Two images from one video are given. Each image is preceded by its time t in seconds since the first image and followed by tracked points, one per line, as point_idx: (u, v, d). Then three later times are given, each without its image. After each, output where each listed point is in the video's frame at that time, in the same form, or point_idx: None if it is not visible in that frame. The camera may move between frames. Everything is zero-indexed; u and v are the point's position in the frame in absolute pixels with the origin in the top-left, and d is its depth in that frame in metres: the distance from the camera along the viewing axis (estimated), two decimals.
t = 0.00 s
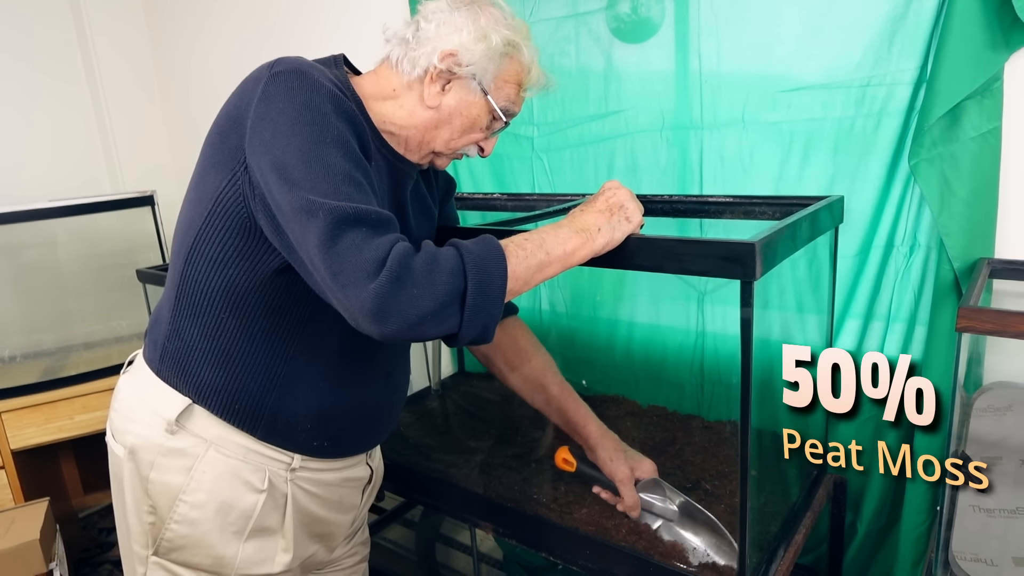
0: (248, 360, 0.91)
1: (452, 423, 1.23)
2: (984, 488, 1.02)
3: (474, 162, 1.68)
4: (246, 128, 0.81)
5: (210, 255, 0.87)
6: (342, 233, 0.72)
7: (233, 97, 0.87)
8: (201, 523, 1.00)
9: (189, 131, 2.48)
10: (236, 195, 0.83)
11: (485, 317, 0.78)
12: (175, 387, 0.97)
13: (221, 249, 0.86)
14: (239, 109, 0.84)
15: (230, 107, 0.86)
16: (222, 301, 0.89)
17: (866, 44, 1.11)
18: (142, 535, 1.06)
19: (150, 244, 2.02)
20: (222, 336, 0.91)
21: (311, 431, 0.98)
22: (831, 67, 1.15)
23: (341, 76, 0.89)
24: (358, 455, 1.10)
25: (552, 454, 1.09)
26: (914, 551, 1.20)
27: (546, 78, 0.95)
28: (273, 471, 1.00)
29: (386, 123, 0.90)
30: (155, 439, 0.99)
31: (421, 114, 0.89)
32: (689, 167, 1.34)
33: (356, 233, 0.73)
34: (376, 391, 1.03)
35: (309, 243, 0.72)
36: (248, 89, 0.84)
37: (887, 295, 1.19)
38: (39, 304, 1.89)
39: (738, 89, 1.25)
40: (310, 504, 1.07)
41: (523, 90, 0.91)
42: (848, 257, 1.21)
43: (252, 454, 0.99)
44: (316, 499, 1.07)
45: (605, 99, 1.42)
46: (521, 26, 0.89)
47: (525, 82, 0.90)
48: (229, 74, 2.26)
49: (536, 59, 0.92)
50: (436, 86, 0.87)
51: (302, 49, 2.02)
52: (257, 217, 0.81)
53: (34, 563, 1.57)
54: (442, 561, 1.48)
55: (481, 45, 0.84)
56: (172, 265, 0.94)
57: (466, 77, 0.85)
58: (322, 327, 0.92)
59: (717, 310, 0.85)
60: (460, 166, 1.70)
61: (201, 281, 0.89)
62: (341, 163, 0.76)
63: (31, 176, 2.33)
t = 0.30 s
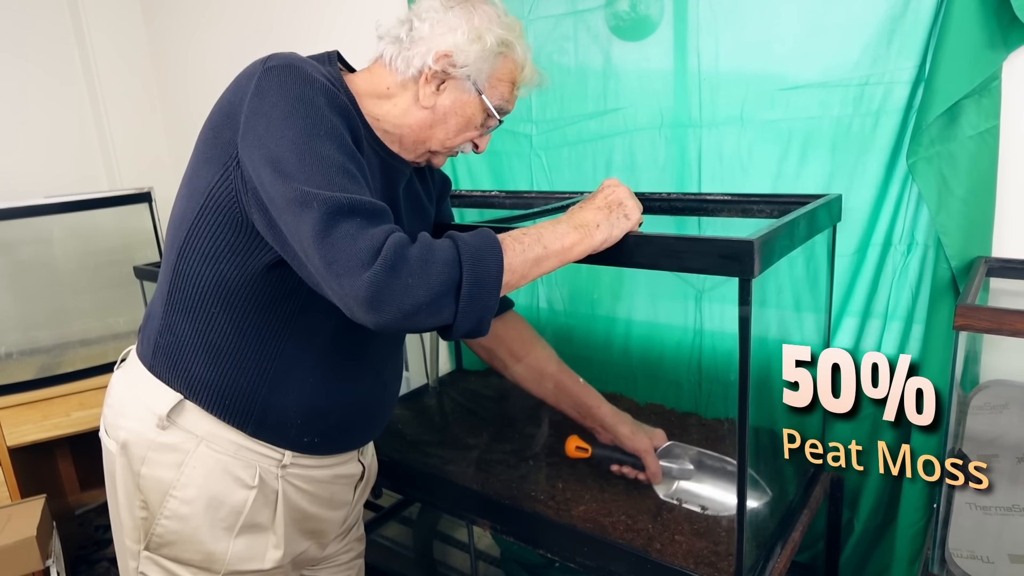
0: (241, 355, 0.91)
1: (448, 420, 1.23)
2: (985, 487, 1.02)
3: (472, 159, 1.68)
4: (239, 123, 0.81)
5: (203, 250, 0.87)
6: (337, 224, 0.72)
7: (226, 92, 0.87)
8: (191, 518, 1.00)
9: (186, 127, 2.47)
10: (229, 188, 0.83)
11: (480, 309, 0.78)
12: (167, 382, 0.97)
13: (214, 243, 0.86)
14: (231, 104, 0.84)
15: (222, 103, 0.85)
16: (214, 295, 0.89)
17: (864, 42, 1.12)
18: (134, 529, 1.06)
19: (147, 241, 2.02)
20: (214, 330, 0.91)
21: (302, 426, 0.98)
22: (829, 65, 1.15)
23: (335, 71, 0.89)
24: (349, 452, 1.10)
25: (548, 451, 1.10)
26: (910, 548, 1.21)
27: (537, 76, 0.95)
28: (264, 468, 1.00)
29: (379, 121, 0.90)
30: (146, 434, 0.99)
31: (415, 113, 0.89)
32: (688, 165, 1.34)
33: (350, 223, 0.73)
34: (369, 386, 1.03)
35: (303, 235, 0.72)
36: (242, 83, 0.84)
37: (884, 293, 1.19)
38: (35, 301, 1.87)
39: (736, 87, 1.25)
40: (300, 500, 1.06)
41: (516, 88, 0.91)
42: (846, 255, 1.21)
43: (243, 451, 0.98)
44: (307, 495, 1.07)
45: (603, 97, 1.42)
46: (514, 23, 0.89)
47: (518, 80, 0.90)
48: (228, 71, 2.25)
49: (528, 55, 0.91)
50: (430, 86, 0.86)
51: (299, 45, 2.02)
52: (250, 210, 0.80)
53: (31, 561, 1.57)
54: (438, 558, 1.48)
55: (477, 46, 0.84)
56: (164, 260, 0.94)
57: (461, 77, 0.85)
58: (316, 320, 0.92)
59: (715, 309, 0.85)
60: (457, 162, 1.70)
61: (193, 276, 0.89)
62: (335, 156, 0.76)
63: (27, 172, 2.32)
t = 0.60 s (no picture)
0: (238, 352, 0.91)
1: (445, 418, 1.23)
2: (986, 487, 1.03)
3: (471, 157, 1.68)
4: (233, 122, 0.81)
5: (199, 249, 0.87)
6: (332, 219, 0.73)
7: (218, 91, 0.87)
8: (188, 516, 1.00)
9: (184, 125, 2.47)
10: (225, 187, 0.83)
11: (476, 304, 0.78)
12: (164, 381, 0.97)
13: (210, 242, 0.86)
14: (225, 104, 0.84)
15: (215, 102, 0.85)
16: (211, 293, 0.89)
17: (863, 41, 1.12)
18: (131, 528, 1.06)
19: (146, 239, 2.02)
20: (211, 328, 0.91)
21: (300, 422, 0.98)
22: (826, 64, 1.16)
23: (325, 70, 0.88)
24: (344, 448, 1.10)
25: (546, 450, 1.12)
26: (907, 545, 1.21)
27: (529, 73, 0.95)
28: (260, 465, 1.00)
29: (371, 120, 0.90)
30: (143, 432, 0.99)
31: (407, 112, 0.89)
32: (686, 164, 1.35)
33: (345, 219, 0.73)
34: (365, 382, 1.03)
35: (299, 231, 0.73)
36: (235, 83, 0.84)
37: (882, 291, 1.20)
38: (34, 301, 1.88)
39: (734, 85, 1.26)
40: (296, 497, 1.07)
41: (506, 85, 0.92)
42: (843, 253, 1.21)
43: (240, 448, 0.99)
44: (303, 492, 1.07)
45: (602, 95, 1.42)
46: (503, 21, 0.89)
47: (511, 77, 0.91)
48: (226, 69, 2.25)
49: (516, 53, 0.92)
50: (422, 86, 0.86)
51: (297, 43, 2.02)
52: (246, 208, 0.81)
53: (30, 559, 1.57)
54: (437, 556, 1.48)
55: (468, 48, 0.84)
56: (159, 260, 0.94)
57: (454, 78, 0.85)
58: (313, 316, 0.92)
59: (713, 307, 0.85)
60: (456, 159, 1.70)
61: (189, 275, 0.89)
62: (330, 153, 0.76)
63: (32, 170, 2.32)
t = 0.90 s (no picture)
0: (237, 349, 0.92)
1: (444, 415, 1.24)
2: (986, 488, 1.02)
3: (470, 155, 1.68)
4: (231, 120, 0.81)
5: (197, 246, 0.87)
6: (328, 214, 0.73)
7: (215, 89, 0.87)
8: (190, 511, 1.00)
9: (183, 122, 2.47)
10: (222, 184, 0.83)
11: (473, 298, 0.78)
12: (163, 378, 0.97)
13: (209, 239, 0.86)
14: (222, 102, 0.84)
15: (211, 100, 0.86)
16: (210, 289, 0.89)
17: (862, 41, 1.12)
18: (132, 524, 1.06)
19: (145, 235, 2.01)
20: (210, 325, 0.91)
21: (301, 416, 0.99)
22: (826, 64, 1.16)
23: (317, 67, 0.88)
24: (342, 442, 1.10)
25: (542, 448, 1.12)
26: (904, 544, 1.22)
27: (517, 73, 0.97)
28: (261, 460, 1.00)
29: (363, 116, 0.90)
30: (143, 429, 0.99)
31: (399, 110, 0.89)
32: (685, 163, 1.35)
33: (341, 213, 0.73)
34: (363, 377, 1.03)
35: (296, 226, 0.73)
36: (231, 80, 0.84)
37: (880, 290, 1.20)
38: (32, 298, 1.88)
39: (733, 85, 1.26)
40: (296, 491, 1.07)
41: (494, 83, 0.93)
42: (841, 253, 1.22)
43: (240, 443, 0.99)
44: (303, 485, 1.07)
45: (601, 94, 1.42)
46: (492, 20, 0.89)
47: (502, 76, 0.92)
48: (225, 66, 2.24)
49: (505, 53, 0.93)
50: (415, 85, 0.86)
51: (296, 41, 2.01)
52: (244, 205, 0.81)
53: (28, 555, 1.58)
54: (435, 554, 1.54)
55: (462, 49, 0.84)
56: (157, 257, 0.94)
57: (446, 78, 0.85)
58: (312, 312, 0.92)
59: (711, 305, 0.86)
60: (456, 157, 1.70)
61: (188, 271, 0.89)
62: (326, 149, 0.77)
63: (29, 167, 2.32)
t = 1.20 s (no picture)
0: (234, 348, 0.91)
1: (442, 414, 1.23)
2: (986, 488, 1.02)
3: (469, 154, 1.68)
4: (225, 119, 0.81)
5: (193, 246, 0.87)
6: (325, 211, 0.72)
7: (208, 89, 0.87)
8: (189, 511, 1.00)
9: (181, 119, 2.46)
10: (218, 183, 0.83)
11: (470, 295, 0.78)
12: (159, 379, 0.97)
13: (205, 238, 0.86)
14: (215, 101, 0.84)
15: (205, 100, 0.85)
16: (206, 289, 0.89)
17: (862, 40, 1.12)
18: (130, 525, 1.05)
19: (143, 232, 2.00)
20: (207, 324, 0.91)
21: (299, 414, 0.99)
22: (825, 63, 1.16)
23: (309, 65, 0.88)
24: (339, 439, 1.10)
25: (540, 446, 1.12)
26: (902, 543, 1.22)
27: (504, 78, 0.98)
28: (259, 458, 1.00)
29: (356, 115, 0.90)
30: (140, 430, 0.98)
31: (392, 110, 0.89)
32: (684, 162, 1.35)
33: (338, 211, 0.73)
34: (359, 374, 1.03)
35: (293, 224, 0.72)
36: (224, 79, 0.84)
37: (879, 289, 1.20)
38: (29, 295, 1.87)
39: (733, 84, 1.26)
40: (295, 489, 1.07)
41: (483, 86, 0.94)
42: (841, 252, 1.21)
43: (237, 442, 0.98)
44: (302, 483, 1.08)
45: (601, 92, 1.42)
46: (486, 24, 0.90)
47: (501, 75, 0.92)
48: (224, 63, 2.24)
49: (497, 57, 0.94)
50: (409, 87, 0.87)
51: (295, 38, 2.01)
52: (240, 204, 0.80)
53: (25, 552, 1.57)
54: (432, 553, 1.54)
55: (459, 54, 0.85)
56: (152, 258, 0.94)
57: (440, 82, 0.86)
58: (308, 309, 0.92)
59: (710, 305, 0.86)
60: (455, 155, 1.70)
61: (183, 271, 0.89)
62: (322, 146, 0.76)
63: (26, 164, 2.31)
